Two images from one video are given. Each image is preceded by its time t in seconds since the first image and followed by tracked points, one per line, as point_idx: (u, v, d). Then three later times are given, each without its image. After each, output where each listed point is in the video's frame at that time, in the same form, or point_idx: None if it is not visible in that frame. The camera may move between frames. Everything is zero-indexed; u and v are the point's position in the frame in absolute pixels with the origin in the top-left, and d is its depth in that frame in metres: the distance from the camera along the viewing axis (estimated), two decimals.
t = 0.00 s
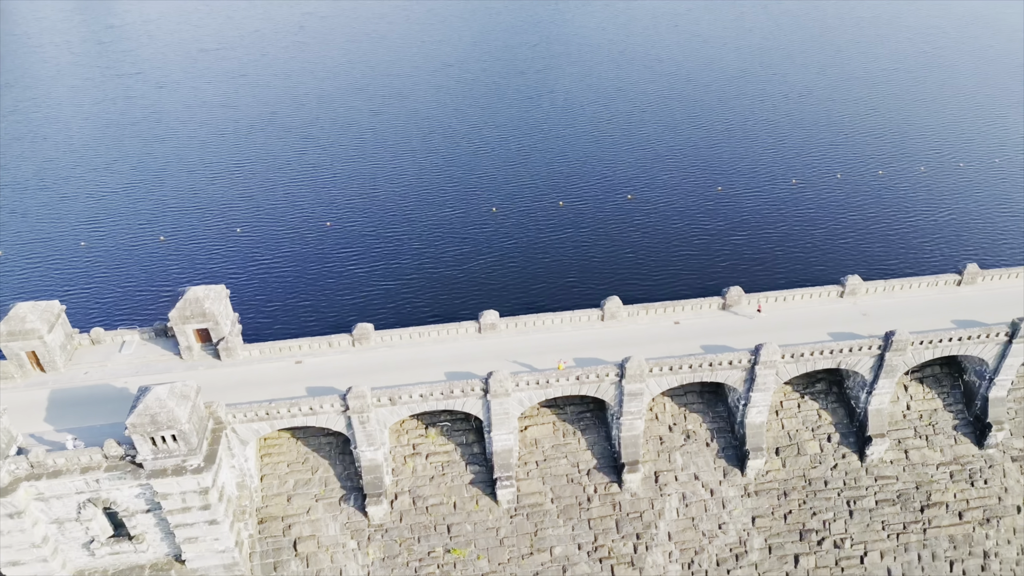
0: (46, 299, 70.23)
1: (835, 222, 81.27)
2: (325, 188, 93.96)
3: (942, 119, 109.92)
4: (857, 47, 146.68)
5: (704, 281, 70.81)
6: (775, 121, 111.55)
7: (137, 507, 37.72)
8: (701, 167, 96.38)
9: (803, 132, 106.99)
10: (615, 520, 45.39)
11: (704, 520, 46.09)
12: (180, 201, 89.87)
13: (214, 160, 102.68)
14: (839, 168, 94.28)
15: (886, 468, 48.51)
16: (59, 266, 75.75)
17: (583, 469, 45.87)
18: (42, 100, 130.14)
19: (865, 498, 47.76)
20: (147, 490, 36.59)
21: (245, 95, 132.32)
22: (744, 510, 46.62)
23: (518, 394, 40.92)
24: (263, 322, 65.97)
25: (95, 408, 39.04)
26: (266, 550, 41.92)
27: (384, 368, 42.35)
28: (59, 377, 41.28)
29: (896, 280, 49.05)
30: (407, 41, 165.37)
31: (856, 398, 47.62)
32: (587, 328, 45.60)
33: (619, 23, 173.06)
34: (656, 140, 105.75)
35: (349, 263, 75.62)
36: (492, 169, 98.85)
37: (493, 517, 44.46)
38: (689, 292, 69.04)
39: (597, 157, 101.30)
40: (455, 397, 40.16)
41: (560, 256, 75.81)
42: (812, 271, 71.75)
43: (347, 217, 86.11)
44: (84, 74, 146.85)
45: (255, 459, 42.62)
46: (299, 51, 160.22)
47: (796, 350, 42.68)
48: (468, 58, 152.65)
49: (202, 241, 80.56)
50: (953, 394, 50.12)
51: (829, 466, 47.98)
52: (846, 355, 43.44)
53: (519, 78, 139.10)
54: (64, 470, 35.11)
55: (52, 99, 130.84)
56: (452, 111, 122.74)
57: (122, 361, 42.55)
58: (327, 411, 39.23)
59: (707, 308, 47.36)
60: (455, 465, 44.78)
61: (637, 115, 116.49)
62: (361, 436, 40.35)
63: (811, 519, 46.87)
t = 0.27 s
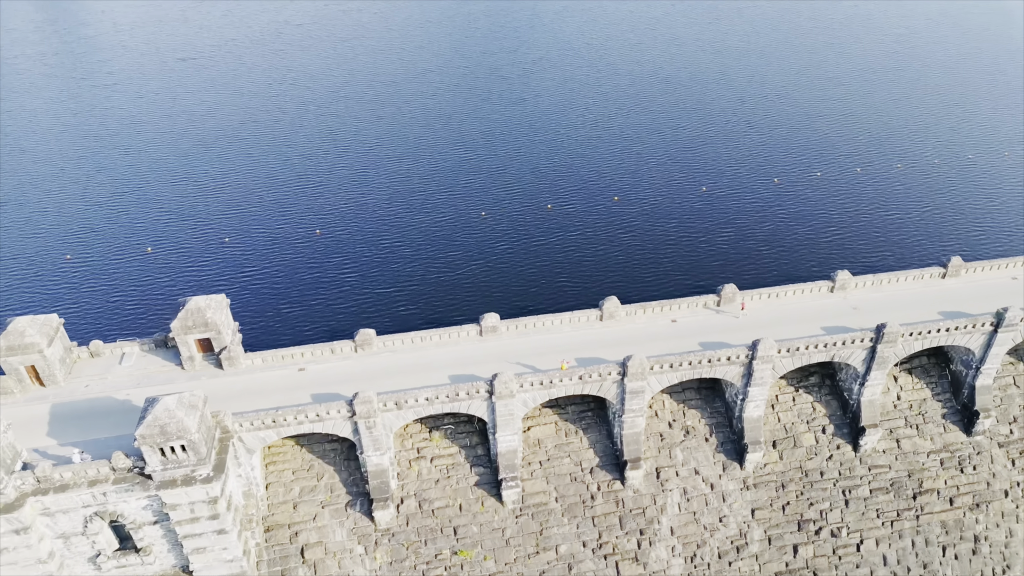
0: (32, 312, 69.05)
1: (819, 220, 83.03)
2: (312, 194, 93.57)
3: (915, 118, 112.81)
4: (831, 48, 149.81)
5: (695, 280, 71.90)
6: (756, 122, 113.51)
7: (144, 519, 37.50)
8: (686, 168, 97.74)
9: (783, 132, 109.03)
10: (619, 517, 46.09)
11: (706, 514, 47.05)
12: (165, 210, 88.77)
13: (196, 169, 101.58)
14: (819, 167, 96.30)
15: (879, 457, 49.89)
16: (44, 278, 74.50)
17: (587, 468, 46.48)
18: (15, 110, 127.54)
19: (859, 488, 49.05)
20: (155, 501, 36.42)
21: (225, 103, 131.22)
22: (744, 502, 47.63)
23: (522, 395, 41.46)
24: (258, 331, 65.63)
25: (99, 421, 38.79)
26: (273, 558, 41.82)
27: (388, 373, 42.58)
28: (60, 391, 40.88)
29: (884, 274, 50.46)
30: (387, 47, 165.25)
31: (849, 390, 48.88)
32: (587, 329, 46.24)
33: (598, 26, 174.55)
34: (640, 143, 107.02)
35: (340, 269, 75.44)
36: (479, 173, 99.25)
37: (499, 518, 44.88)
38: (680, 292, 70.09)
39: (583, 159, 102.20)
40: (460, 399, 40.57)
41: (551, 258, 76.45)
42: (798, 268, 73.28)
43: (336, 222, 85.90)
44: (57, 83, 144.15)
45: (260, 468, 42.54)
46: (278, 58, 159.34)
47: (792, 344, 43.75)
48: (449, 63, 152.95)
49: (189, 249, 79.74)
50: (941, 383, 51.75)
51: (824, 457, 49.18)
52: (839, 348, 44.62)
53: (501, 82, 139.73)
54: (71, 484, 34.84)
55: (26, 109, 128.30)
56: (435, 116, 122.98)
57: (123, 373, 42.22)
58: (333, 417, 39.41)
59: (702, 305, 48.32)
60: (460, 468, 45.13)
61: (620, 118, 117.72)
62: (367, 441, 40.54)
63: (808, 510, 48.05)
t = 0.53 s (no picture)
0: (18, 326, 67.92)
1: (803, 218, 84.74)
2: (299, 200, 93.11)
3: (890, 117, 115.57)
4: (805, 50, 152.68)
5: (685, 279, 73.00)
6: (736, 123, 115.35)
7: (152, 531, 37.31)
8: (670, 169, 99.03)
9: (763, 132, 110.96)
10: (622, 514, 46.86)
11: (706, 508, 48.03)
12: (149, 219, 87.72)
13: (179, 177, 100.49)
14: (799, 166, 98.29)
15: (871, 448, 51.30)
16: (28, 291, 73.29)
17: (589, 466, 47.15)
18: None
19: (853, 478, 50.42)
20: (164, 512, 36.28)
21: (205, 110, 129.81)
22: (743, 496, 48.70)
23: (526, 396, 41.99)
24: (252, 340, 65.34)
25: (104, 434, 38.58)
26: (280, 566, 41.80)
27: (391, 378, 42.83)
28: (60, 405, 40.52)
29: (871, 269, 51.85)
30: (367, 53, 164.91)
31: (842, 382, 50.15)
32: (586, 329, 46.90)
33: (576, 29, 175.80)
34: (624, 145, 108.22)
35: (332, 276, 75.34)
36: (465, 177, 99.57)
37: (504, 519, 45.36)
38: (671, 291, 71.11)
39: (569, 162, 103.05)
40: (465, 402, 40.98)
41: (543, 261, 77.08)
42: (785, 265, 74.78)
43: (325, 228, 85.63)
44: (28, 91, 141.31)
45: (265, 476, 42.51)
46: (256, 65, 158.16)
47: (787, 339, 44.84)
48: (430, 69, 153.20)
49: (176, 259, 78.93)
50: (928, 373, 53.35)
51: (819, 449, 50.43)
52: (832, 342, 45.81)
53: (483, 86, 140.19)
54: (79, 498, 34.59)
55: None
56: (419, 122, 123.14)
57: (124, 386, 41.95)
58: (340, 423, 39.60)
59: (697, 303, 49.26)
60: (464, 470, 45.52)
61: (603, 121, 118.81)
62: (374, 446, 40.75)
63: (805, 501, 49.29)
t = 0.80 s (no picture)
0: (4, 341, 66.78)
1: (786, 216, 86.46)
2: (286, 208, 92.69)
3: (865, 116, 118.21)
4: (780, 52, 155.45)
5: (675, 279, 74.07)
6: (716, 124, 117.10)
7: (160, 542, 37.14)
8: (654, 171, 100.28)
9: (744, 133, 112.81)
10: (624, 510, 47.60)
11: (706, 503, 49.00)
12: (133, 228, 86.64)
13: (162, 186, 99.35)
14: (779, 166, 100.22)
15: (863, 438, 52.69)
16: (13, 305, 72.11)
17: (591, 465, 47.82)
18: None
19: (847, 468, 51.75)
20: (173, 523, 36.16)
21: (184, 118, 128.38)
22: (741, 489, 49.77)
23: (530, 397, 42.54)
24: (246, 349, 65.00)
25: (109, 447, 38.36)
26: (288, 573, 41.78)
27: (395, 383, 43.10)
28: (62, 419, 40.20)
29: (859, 264, 53.27)
30: (346, 60, 164.41)
31: (834, 375, 51.41)
32: (585, 329, 47.60)
33: (555, 33, 176.90)
34: (608, 148, 109.27)
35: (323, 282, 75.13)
36: (453, 182, 99.82)
37: (510, 519, 45.85)
38: (662, 291, 72.09)
39: (554, 166, 103.84)
40: (470, 404, 41.43)
41: (534, 263, 77.70)
42: (771, 264, 76.27)
43: (314, 234, 85.35)
44: None
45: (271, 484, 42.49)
46: (234, 73, 156.78)
47: (781, 334, 45.96)
48: (410, 75, 153.31)
49: (164, 268, 78.11)
50: (916, 364, 54.87)
51: (813, 441, 51.68)
52: (824, 336, 47.04)
53: (465, 91, 140.55)
54: (88, 511, 34.39)
55: None
56: (402, 128, 123.13)
57: (126, 398, 41.70)
58: (347, 428, 39.81)
59: (692, 301, 50.24)
60: (469, 472, 45.93)
61: (585, 124, 119.86)
62: (380, 451, 41.00)
63: (801, 492, 50.52)
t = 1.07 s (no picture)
0: None
1: (771, 215, 88.07)
2: (274, 216, 92.26)
3: (843, 116, 120.75)
4: (758, 54, 157.84)
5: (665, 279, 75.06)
6: (698, 125, 118.74)
7: (170, 552, 36.98)
8: (640, 173, 101.42)
9: (726, 134, 114.52)
10: (627, 507, 48.36)
11: (707, 497, 50.00)
12: (119, 239, 85.59)
13: (146, 195, 98.29)
14: (762, 166, 101.95)
15: (856, 429, 54.07)
16: None
17: (594, 463, 48.51)
18: None
19: (841, 459, 53.14)
20: (184, 532, 36.06)
21: (165, 127, 127.04)
22: (740, 482, 50.82)
23: (534, 397, 43.10)
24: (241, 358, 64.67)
25: (117, 459, 38.19)
26: None
27: (400, 387, 43.38)
28: (66, 432, 39.91)
29: (848, 259, 54.65)
30: (327, 67, 163.92)
31: (827, 368, 52.70)
32: (585, 329, 48.28)
33: (535, 38, 177.89)
34: (593, 151, 110.27)
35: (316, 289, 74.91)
36: (441, 187, 100.09)
37: (515, 519, 46.34)
38: (653, 291, 73.04)
39: (541, 169, 104.57)
40: (476, 406, 41.89)
41: (526, 266, 78.30)
42: (759, 262, 77.68)
43: (304, 241, 85.09)
44: None
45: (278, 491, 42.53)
46: (214, 81, 155.39)
47: (777, 330, 47.05)
48: (392, 81, 153.29)
49: (153, 279, 77.30)
50: (904, 355, 56.48)
51: (808, 433, 52.90)
52: (818, 330, 48.23)
53: (448, 96, 140.84)
54: (99, 523, 34.20)
55: None
56: (387, 134, 123.06)
57: (130, 410, 41.52)
58: (355, 433, 40.08)
59: (688, 300, 51.22)
60: (474, 474, 46.35)
61: (570, 128, 120.82)
62: (388, 454, 41.30)
63: (798, 484, 51.79)
